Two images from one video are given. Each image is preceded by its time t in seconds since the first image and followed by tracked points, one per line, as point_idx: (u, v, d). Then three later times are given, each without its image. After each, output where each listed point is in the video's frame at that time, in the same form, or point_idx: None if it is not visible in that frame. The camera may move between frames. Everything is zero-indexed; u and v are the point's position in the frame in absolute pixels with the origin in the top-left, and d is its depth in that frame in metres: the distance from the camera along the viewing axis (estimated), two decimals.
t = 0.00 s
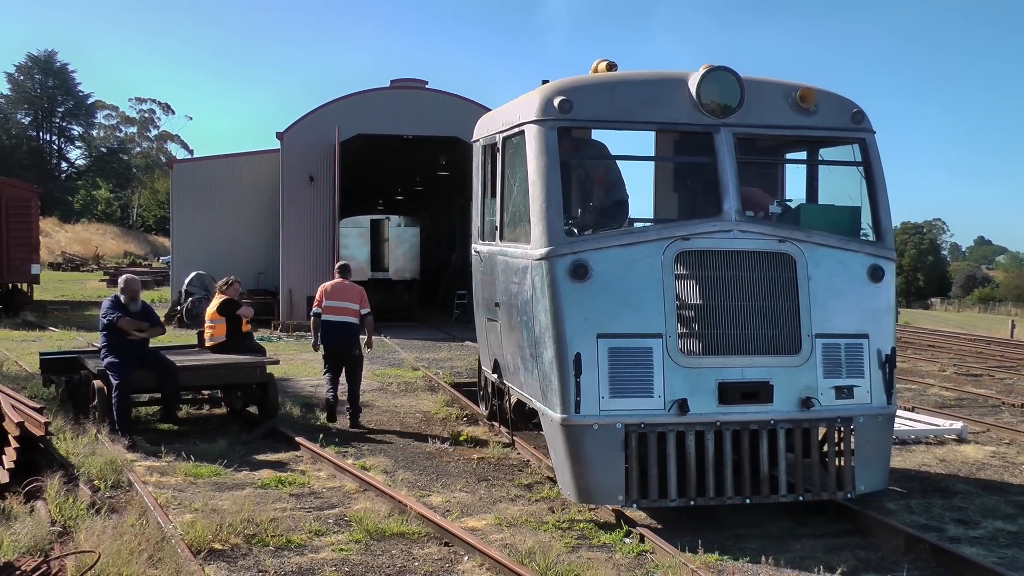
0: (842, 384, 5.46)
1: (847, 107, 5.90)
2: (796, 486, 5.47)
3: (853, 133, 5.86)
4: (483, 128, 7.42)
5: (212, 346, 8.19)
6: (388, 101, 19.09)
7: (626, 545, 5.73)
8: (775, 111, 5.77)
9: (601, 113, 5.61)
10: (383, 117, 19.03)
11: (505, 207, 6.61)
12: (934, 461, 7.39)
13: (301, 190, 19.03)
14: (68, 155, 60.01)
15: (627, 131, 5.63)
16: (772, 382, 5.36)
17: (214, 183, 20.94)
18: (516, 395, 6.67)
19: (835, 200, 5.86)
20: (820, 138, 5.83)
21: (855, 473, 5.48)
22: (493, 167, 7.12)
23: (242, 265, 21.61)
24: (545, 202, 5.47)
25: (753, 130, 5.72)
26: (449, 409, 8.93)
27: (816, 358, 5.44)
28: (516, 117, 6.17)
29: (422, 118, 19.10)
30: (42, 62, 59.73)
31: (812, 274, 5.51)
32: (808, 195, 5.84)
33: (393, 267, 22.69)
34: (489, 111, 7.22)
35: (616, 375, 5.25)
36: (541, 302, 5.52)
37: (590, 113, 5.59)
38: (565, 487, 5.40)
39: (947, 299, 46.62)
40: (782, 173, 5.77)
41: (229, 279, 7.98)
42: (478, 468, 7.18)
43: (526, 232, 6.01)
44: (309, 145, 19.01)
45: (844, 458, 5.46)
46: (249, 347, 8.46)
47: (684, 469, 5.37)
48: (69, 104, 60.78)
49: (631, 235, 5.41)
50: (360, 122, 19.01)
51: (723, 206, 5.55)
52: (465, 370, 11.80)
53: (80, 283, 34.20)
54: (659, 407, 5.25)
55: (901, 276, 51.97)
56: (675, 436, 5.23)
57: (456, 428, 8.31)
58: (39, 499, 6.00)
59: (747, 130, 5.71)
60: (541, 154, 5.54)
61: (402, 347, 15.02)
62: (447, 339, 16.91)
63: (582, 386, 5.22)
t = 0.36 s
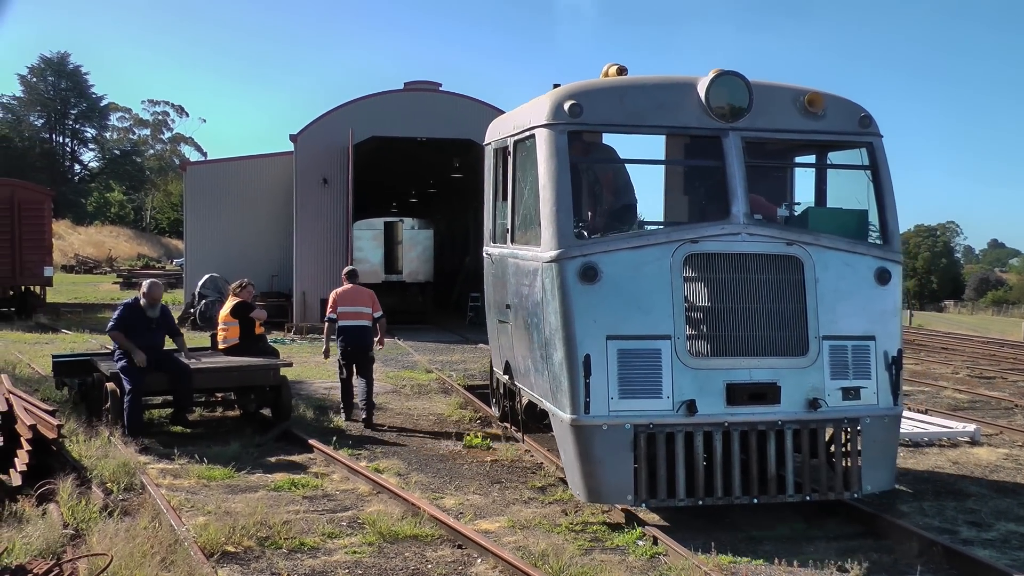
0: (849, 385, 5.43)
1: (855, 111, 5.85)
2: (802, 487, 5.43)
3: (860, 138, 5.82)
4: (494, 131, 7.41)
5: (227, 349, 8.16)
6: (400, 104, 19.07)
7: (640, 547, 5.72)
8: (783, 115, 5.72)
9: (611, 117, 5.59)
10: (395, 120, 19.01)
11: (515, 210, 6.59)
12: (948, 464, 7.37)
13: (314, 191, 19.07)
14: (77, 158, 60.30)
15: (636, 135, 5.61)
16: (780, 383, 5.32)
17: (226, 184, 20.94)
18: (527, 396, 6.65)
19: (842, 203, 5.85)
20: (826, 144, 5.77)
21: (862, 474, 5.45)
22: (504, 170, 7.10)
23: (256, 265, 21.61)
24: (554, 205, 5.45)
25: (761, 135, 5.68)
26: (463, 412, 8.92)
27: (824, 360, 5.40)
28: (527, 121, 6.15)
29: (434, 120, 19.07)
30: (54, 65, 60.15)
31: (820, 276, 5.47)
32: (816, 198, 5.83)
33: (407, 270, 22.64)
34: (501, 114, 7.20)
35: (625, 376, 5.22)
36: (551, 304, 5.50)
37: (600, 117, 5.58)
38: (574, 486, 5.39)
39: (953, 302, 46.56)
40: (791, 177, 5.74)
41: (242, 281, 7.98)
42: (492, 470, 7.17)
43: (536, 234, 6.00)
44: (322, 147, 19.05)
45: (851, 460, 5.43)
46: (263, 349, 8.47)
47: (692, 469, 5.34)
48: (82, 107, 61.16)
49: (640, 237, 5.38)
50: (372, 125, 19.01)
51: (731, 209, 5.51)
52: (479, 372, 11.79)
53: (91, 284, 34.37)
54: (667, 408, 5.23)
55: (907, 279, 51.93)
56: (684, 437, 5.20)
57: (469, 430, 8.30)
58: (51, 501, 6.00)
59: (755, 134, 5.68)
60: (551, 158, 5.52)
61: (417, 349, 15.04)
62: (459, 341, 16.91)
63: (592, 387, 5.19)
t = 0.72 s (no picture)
0: (848, 385, 5.41)
1: (856, 112, 5.83)
2: (802, 485, 5.42)
3: (861, 139, 5.80)
4: (498, 132, 7.41)
5: (230, 348, 8.17)
6: (406, 104, 19.06)
7: (644, 547, 5.70)
8: (784, 117, 5.71)
9: (614, 119, 5.59)
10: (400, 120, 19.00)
11: (518, 211, 6.59)
12: (953, 465, 7.35)
13: (320, 191, 19.05)
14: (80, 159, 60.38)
15: (639, 137, 5.61)
16: (780, 383, 5.31)
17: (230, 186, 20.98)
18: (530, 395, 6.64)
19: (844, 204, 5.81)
20: (828, 145, 5.76)
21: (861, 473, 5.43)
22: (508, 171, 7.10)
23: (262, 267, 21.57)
24: (557, 206, 5.45)
25: (762, 137, 5.67)
26: (468, 412, 8.91)
27: (823, 360, 5.39)
28: (530, 122, 6.16)
29: (439, 121, 19.08)
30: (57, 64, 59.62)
31: (820, 278, 5.45)
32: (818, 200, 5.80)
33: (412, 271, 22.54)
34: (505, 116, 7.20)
35: (626, 376, 5.21)
36: (553, 304, 5.50)
37: (603, 119, 5.57)
38: (576, 484, 5.38)
39: (956, 305, 46.50)
40: (794, 179, 5.72)
41: (245, 281, 7.97)
42: (496, 470, 7.16)
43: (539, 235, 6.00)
44: (327, 146, 19.03)
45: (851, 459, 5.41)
46: (268, 350, 8.46)
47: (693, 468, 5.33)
48: (88, 108, 61.68)
49: (642, 238, 5.37)
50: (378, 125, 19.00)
51: (732, 211, 5.50)
52: (484, 372, 11.77)
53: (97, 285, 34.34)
54: (668, 407, 5.22)
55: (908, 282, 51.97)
56: (684, 435, 5.19)
57: (474, 430, 8.29)
58: (55, 502, 6.00)
59: (757, 136, 5.67)
60: (554, 159, 5.52)
61: (423, 350, 15.02)
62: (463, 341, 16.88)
63: (594, 386, 5.19)
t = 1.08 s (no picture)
0: (808, 377, 5.44)
1: (817, 108, 5.85)
2: (762, 475, 5.46)
3: (822, 135, 5.82)
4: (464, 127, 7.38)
5: (197, 341, 8.16)
6: (374, 98, 19.04)
7: (611, 540, 5.70)
8: (746, 113, 5.72)
9: (578, 114, 5.57)
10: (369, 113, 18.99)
11: (484, 204, 6.57)
12: (919, 458, 7.41)
13: (288, 183, 18.99)
14: (61, 152, 59.72)
15: (604, 132, 5.60)
16: (741, 375, 5.34)
17: (201, 178, 20.93)
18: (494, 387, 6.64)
19: (805, 199, 5.83)
20: (790, 140, 5.78)
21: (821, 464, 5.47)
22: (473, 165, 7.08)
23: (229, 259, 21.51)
24: (521, 200, 5.43)
25: (725, 132, 5.68)
26: (436, 404, 8.92)
27: (784, 352, 5.42)
28: (496, 117, 6.14)
29: (407, 115, 19.05)
30: (27, 57, 56.28)
31: (781, 271, 5.48)
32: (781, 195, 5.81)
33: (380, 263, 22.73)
34: (471, 110, 7.18)
35: (589, 368, 5.22)
36: (517, 296, 5.50)
37: (567, 114, 5.56)
38: (539, 475, 5.39)
39: (936, 300, 46.85)
40: (756, 174, 5.73)
41: (212, 274, 7.93)
42: (464, 463, 7.18)
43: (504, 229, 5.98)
44: (295, 137, 18.96)
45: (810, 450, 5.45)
46: (236, 343, 8.43)
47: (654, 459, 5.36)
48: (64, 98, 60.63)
49: (605, 232, 5.37)
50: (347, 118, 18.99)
51: (695, 205, 5.51)
52: (452, 365, 11.80)
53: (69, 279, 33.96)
54: (631, 398, 5.24)
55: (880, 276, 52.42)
56: (646, 427, 5.21)
57: (441, 423, 8.31)
58: (20, 495, 5.95)
59: (719, 132, 5.68)
60: (518, 154, 5.51)
61: (389, 342, 14.99)
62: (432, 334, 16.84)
63: (557, 377, 5.20)
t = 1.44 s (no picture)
0: (785, 374, 5.46)
1: (793, 109, 5.85)
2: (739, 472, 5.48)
3: (798, 135, 5.83)
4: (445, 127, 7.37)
5: (182, 340, 8.17)
6: (356, 97, 19.04)
7: (596, 539, 5.69)
8: (723, 113, 5.72)
9: (556, 115, 5.57)
10: (352, 112, 19.00)
11: (464, 204, 6.56)
12: (903, 456, 7.42)
13: (270, 182, 18.95)
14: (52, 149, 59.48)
15: (582, 133, 5.60)
16: (718, 372, 5.35)
17: (186, 176, 20.90)
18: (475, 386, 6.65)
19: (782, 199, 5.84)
20: (767, 141, 5.78)
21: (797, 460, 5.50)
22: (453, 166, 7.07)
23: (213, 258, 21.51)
24: (501, 201, 5.43)
25: (702, 133, 5.68)
26: (420, 404, 8.93)
27: (761, 350, 5.43)
28: (476, 118, 6.13)
29: (389, 114, 19.04)
30: (10, 56, 56.03)
31: (757, 270, 5.49)
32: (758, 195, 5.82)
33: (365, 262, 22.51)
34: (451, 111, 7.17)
35: (568, 366, 5.23)
36: (497, 295, 5.50)
37: (546, 115, 5.56)
38: (519, 472, 5.40)
39: (927, 295, 46.95)
40: (734, 174, 5.74)
41: (196, 274, 7.92)
42: (448, 463, 7.19)
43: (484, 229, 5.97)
44: (278, 136, 18.93)
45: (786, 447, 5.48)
46: (219, 341, 8.44)
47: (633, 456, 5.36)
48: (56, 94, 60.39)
49: (584, 231, 5.38)
50: (329, 117, 18.98)
51: (672, 204, 5.51)
52: (436, 364, 11.80)
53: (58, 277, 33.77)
54: (609, 396, 5.23)
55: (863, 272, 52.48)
56: (625, 424, 5.21)
57: (426, 422, 8.33)
58: (5, 495, 5.94)
59: (696, 132, 5.68)
60: (498, 155, 5.50)
61: (372, 342, 14.90)
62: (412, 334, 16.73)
63: (536, 375, 5.21)
